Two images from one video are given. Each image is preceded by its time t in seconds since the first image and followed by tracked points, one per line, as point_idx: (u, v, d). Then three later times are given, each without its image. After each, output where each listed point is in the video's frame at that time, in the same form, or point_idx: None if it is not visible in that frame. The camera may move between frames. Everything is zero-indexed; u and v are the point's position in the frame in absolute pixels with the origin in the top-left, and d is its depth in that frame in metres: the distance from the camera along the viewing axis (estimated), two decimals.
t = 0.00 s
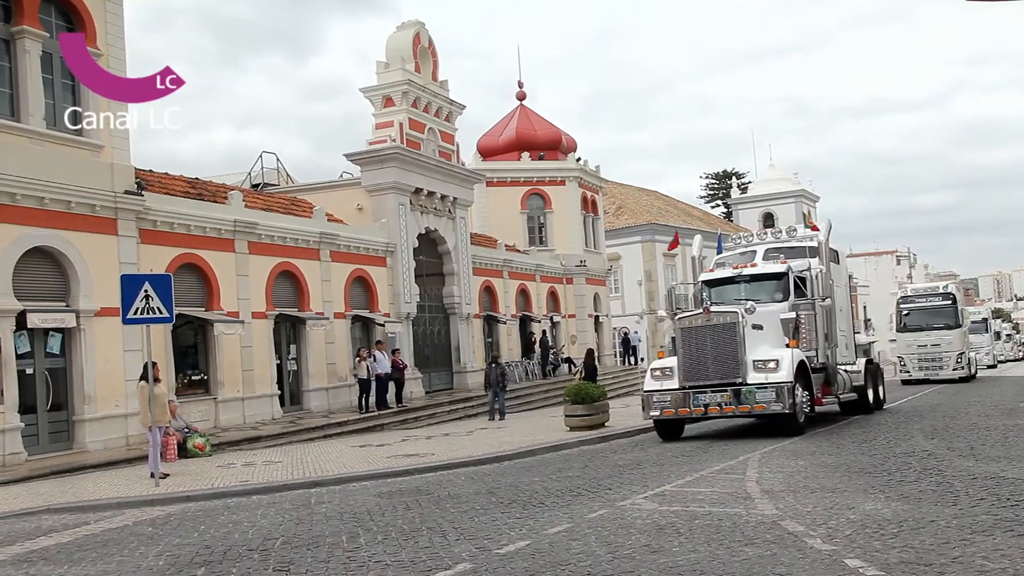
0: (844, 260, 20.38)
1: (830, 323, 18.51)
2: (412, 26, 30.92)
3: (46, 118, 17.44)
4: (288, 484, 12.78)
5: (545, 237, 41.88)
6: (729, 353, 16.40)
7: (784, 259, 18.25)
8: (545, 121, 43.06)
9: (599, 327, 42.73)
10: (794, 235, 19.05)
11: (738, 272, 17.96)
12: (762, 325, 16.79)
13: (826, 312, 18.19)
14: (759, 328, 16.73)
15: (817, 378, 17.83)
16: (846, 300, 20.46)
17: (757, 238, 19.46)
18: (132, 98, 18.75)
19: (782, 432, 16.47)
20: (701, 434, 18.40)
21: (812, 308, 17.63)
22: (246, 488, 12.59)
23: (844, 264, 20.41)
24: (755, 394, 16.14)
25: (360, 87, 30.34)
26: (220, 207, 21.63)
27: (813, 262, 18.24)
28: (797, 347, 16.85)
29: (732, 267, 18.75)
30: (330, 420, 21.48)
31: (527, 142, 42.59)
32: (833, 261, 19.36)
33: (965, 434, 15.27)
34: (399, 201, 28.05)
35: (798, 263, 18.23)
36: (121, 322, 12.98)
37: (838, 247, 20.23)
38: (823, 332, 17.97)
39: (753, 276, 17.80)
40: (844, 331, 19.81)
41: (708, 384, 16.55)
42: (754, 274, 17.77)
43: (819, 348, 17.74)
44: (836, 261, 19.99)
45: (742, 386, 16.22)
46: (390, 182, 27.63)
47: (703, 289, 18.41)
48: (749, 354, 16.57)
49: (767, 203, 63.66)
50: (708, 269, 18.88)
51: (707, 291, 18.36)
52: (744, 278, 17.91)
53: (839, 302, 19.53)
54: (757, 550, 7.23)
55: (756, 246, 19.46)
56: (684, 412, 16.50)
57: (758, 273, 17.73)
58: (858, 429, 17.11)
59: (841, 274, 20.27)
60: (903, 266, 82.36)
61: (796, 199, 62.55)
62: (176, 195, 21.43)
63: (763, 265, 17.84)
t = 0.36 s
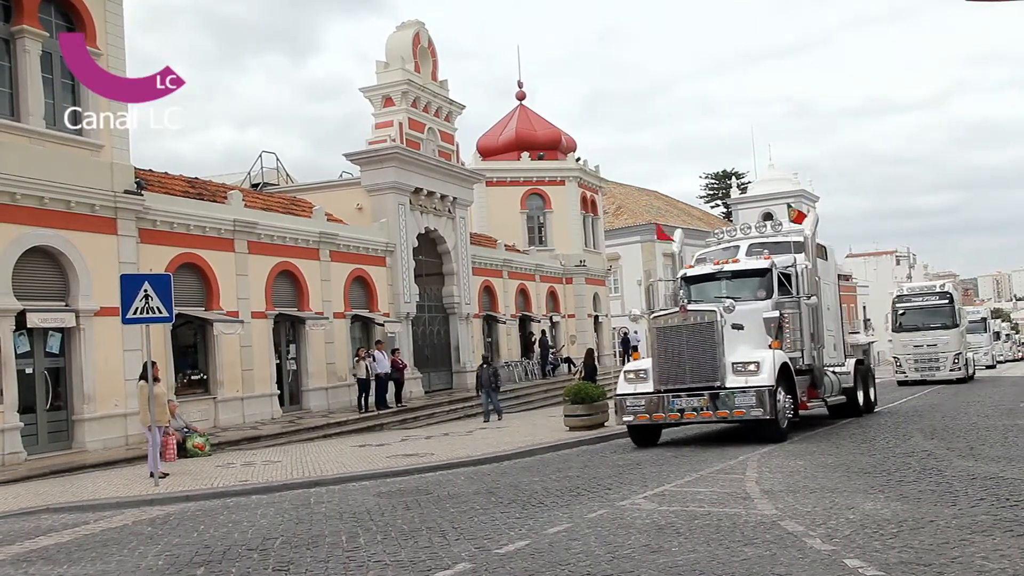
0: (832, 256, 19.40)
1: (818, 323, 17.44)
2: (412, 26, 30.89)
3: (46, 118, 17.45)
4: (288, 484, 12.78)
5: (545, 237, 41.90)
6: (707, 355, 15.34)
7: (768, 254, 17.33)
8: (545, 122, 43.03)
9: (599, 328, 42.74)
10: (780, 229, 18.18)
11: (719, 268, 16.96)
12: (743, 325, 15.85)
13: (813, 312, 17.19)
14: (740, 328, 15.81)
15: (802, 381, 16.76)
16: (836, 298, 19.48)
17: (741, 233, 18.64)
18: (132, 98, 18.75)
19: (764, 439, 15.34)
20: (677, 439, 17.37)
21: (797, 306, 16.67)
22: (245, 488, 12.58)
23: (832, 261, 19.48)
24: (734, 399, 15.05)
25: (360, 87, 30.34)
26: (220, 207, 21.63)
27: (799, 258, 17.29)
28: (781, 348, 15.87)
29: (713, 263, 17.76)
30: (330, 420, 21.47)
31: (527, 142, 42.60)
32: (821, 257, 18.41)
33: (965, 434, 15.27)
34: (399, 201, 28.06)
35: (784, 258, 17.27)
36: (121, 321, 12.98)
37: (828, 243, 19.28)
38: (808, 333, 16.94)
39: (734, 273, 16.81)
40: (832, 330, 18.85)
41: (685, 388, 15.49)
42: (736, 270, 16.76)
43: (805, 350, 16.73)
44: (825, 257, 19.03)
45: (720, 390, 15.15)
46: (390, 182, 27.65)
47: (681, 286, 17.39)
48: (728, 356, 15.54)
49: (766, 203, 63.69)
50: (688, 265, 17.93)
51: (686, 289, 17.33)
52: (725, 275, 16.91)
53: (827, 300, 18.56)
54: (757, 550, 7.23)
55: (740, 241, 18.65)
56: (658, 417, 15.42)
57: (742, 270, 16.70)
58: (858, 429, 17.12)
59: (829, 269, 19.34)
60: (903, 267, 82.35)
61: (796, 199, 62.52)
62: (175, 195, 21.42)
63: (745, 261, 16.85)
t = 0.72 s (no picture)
0: (819, 252, 18.58)
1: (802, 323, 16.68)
2: (412, 26, 30.88)
3: (46, 118, 17.44)
4: (287, 484, 12.77)
5: (545, 237, 41.91)
6: (681, 356, 14.55)
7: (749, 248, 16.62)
8: (546, 122, 43.02)
9: (598, 328, 42.74)
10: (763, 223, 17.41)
11: (698, 263, 16.28)
12: (721, 322, 15.11)
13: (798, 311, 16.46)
14: (718, 326, 15.07)
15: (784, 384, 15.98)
16: (823, 297, 18.70)
17: (722, 227, 17.78)
18: (132, 98, 18.75)
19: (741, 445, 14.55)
20: (651, 445, 16.56)
21: (780, 304, 15.99)
22: (245, 488, 12.57)
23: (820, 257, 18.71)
24: (710, 402, 14.25)
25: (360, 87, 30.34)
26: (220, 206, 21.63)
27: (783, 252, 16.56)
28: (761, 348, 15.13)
29: (691, 257, 17.08)
30: (330, 420, 21.46)
31: (527, 143, 42.61)
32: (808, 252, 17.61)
33: (964, 435, 15.30)
34: (399, 201, 28.06)
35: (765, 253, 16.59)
36: (121, 321, 12.98)
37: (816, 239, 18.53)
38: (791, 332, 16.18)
39: (713, 268, 16.14)
40: (819, 330, 18.04)
41: (658, 391, 14.69)
42: (716, 265, 16.09)
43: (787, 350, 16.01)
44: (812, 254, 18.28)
45: (695, 393, 14.36)
46: (390, 182, 27.65)
47: (658, 282, 16.64)
48: (704, 357, 14.68)
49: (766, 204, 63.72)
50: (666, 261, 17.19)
51: (662, 284, 16.63)
52: (703, 270, 16.23)
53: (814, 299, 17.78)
54: (757, 550, 7.24)
55: (722, 235, 17.81)
56: (629, 422, 14.59)
57: (722, 264, 16.05)
58: (858, 429, 17.12)
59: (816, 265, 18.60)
60: (902, 267, 82.40)
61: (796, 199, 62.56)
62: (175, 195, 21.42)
63: (725, 256, 16.19)
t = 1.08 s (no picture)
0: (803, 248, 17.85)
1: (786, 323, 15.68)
2: (412, 26, 30.87)
3: (46, 117, 17.45)
4: (286, 484, 12.77)
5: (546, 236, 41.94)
6: (650, 359, 13.39)
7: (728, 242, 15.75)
8: (546, 122, 43.02)
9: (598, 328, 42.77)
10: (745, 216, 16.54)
11: (673, 258, 15.33)
12: (695, 321, 13.93)
13: (782, 309, 15.57)
14: (692, 326, 13.86)
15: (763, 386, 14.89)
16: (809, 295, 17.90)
17: (702, 220, 17.14)
18: (132, 98, 18.75)
19: (715, 454, 13.44)
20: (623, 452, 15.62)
21: (762, 302, 15.03)
22: (244, 488, 12.56)
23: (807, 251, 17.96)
24: (681, 407, 13.13)
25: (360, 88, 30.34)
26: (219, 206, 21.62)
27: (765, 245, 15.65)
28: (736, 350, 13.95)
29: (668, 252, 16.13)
30: (329, 420, 21.45)
31: (527, 143, 42.60)
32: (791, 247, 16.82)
33: (963, 435, 15.31)
34: (399, 201, 28.06)
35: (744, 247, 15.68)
36: (121, 321, 12.97)
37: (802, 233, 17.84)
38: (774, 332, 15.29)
39: (690, 263, 15.18)
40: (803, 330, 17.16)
41: (626, 395, 13.58)
42: (692, 260, 15.13)
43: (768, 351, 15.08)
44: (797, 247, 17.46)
45: (664, 398, 13.25)
46: (390, 182, 27.65)
47: (632, 278, 15.74)
48: (675, 358, 13.52)
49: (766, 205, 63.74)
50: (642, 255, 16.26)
51: (638, 281, 15.73)
52: (679, 265, 15.28)
53: (797, 295, 17.02)
54: (756, 550, 7.24)
55: (701, 229, 17.18)
56: (595, 428, 13.55)
57: (699, 259, 15.07)
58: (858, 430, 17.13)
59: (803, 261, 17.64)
60: (902, 268, 82.42)
61: (796, 200, 62.57)
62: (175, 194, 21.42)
63: (702, 250, 15.22)
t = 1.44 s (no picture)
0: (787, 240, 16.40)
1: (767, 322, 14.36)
2: (411, 27, 30.84)
3: (46, 118, 17.46)
4: (286, 484, 12.77)
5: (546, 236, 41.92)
6: (614, 360, 12.28)
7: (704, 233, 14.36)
8: (546, 123, 43.00)
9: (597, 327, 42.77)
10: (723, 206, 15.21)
11: (644, 252, 13.90)
12: (664, 320, 12.94)
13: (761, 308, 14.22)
14: (662, 325, 12.89)
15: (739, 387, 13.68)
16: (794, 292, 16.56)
17: (678, 211, 15.47)
18: (132, 98, 18.75)
19: (682, 463, 12.32)
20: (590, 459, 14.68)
21: (738, 299, 13.74)
22: (243, 488, 12.56)
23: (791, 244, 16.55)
24: (646, 413, 11.96)
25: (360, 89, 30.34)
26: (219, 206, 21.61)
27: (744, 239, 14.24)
28: (707, 349, 12.68)
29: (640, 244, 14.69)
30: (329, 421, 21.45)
31: (527, 144, 42.57)
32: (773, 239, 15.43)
33: (962, 435, 15.32)
34: (399, 201, 28.05)
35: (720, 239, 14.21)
36: (121, 321, 12.96)
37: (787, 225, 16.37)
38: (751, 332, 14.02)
39: (661, 257, 13.75)
40: (786, 329, 15.96)
41: (588, 399, 12.46)
42: (664, 253, 13.70)
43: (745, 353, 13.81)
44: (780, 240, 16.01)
45: (628, 403, 12.09)
46: (390, 182, 27.64)
47: (601, 273, 14.28)
48: (639, 360, 12.39)
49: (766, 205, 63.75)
50: (612, 249, 14.77)
51: (607, 276, 14.28)
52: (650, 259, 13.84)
53: (781, 293, 15.69)
54: (756, 551, 7.24)
55: (677, 220, 15.50)
56: (555, 435, 12.40)
57: (673, 253, 13.66)
58: (856, 431, 17.16)
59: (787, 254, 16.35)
60: (901, 267, 82.40)
61: (796, 200, 62.61)
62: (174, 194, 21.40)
63: (676, 243, 13.80)
